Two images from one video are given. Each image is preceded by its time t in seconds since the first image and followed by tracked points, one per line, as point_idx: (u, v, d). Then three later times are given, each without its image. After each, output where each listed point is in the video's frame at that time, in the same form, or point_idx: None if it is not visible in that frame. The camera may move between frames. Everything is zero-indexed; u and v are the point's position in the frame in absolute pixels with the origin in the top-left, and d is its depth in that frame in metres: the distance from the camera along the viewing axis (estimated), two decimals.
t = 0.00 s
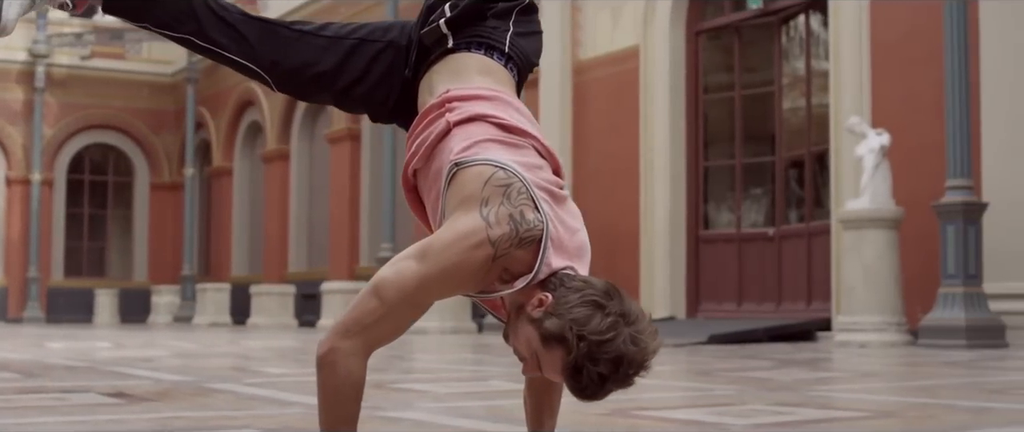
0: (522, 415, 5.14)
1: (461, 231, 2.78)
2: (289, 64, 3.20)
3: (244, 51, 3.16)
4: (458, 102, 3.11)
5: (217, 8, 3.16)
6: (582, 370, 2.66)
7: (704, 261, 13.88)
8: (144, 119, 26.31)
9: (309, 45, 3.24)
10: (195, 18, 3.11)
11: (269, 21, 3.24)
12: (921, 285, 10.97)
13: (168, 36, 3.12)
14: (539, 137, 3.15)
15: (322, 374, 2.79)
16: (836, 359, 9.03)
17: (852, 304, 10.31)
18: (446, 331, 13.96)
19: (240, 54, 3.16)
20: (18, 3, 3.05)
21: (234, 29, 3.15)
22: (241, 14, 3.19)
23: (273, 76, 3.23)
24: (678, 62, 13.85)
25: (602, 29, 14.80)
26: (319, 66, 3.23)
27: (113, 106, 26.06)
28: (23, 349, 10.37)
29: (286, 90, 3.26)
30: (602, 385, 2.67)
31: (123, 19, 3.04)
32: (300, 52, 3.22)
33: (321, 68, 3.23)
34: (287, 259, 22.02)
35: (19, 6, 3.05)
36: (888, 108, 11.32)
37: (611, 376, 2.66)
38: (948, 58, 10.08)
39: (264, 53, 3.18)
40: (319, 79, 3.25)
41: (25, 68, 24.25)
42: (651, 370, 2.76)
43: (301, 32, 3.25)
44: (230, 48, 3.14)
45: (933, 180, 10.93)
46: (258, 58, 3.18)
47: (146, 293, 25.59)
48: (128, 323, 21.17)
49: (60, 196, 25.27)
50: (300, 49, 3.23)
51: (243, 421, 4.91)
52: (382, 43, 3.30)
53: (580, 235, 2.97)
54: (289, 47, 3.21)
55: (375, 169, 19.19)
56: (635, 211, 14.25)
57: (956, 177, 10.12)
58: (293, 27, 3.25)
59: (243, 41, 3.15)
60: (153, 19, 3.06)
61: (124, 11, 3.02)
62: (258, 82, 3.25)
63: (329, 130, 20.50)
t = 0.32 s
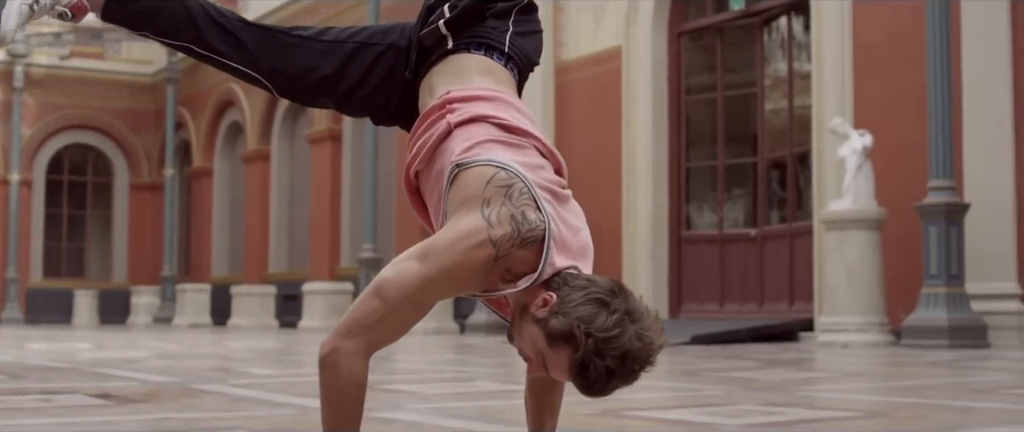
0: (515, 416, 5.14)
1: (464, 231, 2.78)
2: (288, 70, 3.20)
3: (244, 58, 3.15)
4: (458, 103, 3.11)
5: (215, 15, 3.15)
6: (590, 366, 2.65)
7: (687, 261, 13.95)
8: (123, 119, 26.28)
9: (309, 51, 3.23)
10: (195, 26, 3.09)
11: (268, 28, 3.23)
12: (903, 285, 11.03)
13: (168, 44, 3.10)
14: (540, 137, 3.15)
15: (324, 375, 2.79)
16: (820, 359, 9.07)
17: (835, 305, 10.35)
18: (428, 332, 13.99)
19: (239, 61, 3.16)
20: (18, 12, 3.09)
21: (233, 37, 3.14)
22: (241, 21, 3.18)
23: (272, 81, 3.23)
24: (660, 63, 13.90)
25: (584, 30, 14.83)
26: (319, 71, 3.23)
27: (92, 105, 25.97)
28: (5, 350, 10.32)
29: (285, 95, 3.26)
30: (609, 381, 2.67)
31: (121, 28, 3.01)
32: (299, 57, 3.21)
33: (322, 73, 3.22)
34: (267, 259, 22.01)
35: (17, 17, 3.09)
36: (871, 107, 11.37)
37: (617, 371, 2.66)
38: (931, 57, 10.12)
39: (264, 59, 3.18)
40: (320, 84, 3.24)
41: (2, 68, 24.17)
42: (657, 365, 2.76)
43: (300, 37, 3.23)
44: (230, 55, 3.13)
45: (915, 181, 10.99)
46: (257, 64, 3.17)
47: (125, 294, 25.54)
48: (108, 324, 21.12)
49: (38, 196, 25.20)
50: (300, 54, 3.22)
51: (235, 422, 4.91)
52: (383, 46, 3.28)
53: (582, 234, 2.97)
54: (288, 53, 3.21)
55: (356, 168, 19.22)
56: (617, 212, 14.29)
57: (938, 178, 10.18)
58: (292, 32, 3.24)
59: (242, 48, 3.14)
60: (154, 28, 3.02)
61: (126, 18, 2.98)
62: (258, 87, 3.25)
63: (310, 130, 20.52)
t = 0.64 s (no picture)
0: (508, 416, 5.15)
1: (466, 231, 2.77)
2: (288, 74, 3.27)
3: (243, 63, 3.26)
4: (458, 104, 3.11)
5: (218, 22, 3.28)
6: (592, 368, 2.65)
7: (671, 261, 13.99)
8: (105, 119, 26.22)
9: (309, 55, 3.29)
10: (194, 33, 3.24)
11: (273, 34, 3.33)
12: (888, 285, 11.09)
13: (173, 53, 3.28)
14: (542, 137, 3.15)
15: (328, 376, 2.77)
16: (806, 359, 9.10)
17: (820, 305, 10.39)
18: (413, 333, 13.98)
19: (239, 66, 3.27)
20: (17, 26, 3.49)
21: (234, 43, 3.26)
22: (245, 27, 3.30)
23: (274, 85, 3.30)
24: (645, 64, 13.95)
25: (568, 31, 14.87)
26: (320, 74, 3.27)
27: (72, 104, 25.85)
28: None
29: (291, 100, 3.33)
30: (612, 383, 2.66)
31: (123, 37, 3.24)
32: (300, 60, 3.28)
33: (322, 75, 3.27)
34: (249, 260, 21.97)
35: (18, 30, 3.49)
36: (855, 108, 11.43)
37: (621, 374, 2.65)
38: (914, 58, 10.18)
39: (262, 63, 3.27)
40: (321, 88, 3.29)
41: None
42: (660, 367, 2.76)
43: (302, 42, 3.31)
44: (230, 61, 3.26)
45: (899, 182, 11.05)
46: (258, 69, 3.27)
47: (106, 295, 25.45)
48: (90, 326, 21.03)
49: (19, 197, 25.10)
50: (301, 59, 3.28)
51: (230, 422, 4.91)
52: (384, 48, 3.32)
53: (586, 234, 2.97)
54: (288, 57, 3.28)
55: (339, 170, 19.22)
56: (601, 212, 14.32)
57: (923, 178, 10.22)
58: (293, 37, 3.31)
59: (240, 54, 3.26)
60: (152, 36, 3.22)
61: (124, 26, 3.22)
62: (265, 93, 3.34)
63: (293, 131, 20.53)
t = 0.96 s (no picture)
0: (502, 416, 5.14)
1: (466, 232, 2.77)
2: (288, 81, 3.30)
3: (243, 71, 3.30)
4: (458, 106, 3.11)
5: (217, 31, 3.33)
6: (596, 366, 2.64)
7: (657, 260, 14.02)
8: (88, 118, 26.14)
9: (309, 61, 3.31)
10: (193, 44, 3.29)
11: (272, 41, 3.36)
12: (875, 285, 11.13)
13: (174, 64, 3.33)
14: (543, 137, 3.16)
15: (328, 376, 2.76)
16: (793, 358, 9.11)
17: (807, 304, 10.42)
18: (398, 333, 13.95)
19: (239, 75, 3.30)
20: (15, 40, 3.43)
21: (233, 52, 3.30)
22: (243, 35, 3.34)
23: (274, 92, 3.33)
24: (631, 64, 13.99)
25: (555, 30, 14.89)
26: (320, 79, 3.30)
27: (55, 104, 25.73)
28: None
29: (291, 106, 3.36)
30: (616, 380, 2.66)
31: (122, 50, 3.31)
32: (299, 66, 3.31)
33: (321, 81, 3.30)
34: (233, 259, 21.93)
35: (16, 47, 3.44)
36: (840, 108, 11.47)
37: (624, 371, 2.65)
38: (901, 58, 10.23)
39: (262, 70, 3.30)
40: (321, 93, 3.31)
41: None
42: (663, 364, 2.76)
43: (301, 48, 3.33)
44: (229, 69, 3.29)
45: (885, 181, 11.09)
46: (258, 77, 3.31)
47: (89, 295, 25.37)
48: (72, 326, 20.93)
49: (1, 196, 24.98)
50: (301, 65, 3.31)
51: (222, 423, 4.89)
52: (382, 51, 3.34)
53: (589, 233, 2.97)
54: (287, 63, 3.31)
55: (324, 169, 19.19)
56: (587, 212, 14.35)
57: (908, 178, 10.26)
58: (293, 44, 3.34)
59: (240, 61, 3.29)
60: (151, 47, 3.28)
61: (123, 38, 3.29)
62: (266, 101, 3.37)
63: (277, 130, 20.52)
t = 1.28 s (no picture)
0: (495, 416, 5.14)
1: (463, 239, 2.77)
2: (289, 96, 3.32)
3: (243, 90, 3.33)
4: (454, 111, 3.11)
5: (216, 51, 3.38)
6: (601, 362, 2.64)
7: (644, 260, 14.03)
8: (73, 117, 26.08)
9: (307, 74, 3.33)
10: (192, 66, 3.34)
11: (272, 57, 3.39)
12: (863, 284, 11.16)
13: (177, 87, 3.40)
14: (543, 137, 3.16)
15: (326, 377, 2.75)
16: (780, 357, 9.12)
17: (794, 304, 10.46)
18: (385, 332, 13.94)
19: (240, 93, 3.34)
20: (14, 76, 3.55)
21: (233, 72, 3.34)
22: (242, 54, 3.37)
23: (276, 108, 3.36)
24: (618, 64, 14.01)
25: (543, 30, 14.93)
26: (321, 92, 3.32)
27: (40, 103, 25.72)
28: None
29: (294, 119, 3.38)
30: (622, 376, 2.66)
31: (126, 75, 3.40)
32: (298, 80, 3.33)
33: (321, 94, 3.32)
34: (219, 259, 21.90)
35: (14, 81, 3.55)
36: (826, 108, 11.51)
37: (630, 367, 2.65)
38: (888, 58, 10.26)
39: (262, 87, 3.34)
40: (324, 106, 3.33)
41: None
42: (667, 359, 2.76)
43: (300, 61, 3.35)
44: (230, 88, 3.34)
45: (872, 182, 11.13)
46: (259, 94, 3.34)
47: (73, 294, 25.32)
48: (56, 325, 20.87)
49: None
50: (300, 78, 3.33)
51: (214, 423, 4.88)
52: (381, 57, 3.34)
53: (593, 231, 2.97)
54: (286, 77, 3.33)
55: (311, 168, 19.19)
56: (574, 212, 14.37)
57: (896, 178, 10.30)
58: (292, 58, 3.36)
59: (240, 80, 3.33)
60: (151, 71, 3.36)
61: (124, 64, 3.37)
62: (270, 116, 3.40)
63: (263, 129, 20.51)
